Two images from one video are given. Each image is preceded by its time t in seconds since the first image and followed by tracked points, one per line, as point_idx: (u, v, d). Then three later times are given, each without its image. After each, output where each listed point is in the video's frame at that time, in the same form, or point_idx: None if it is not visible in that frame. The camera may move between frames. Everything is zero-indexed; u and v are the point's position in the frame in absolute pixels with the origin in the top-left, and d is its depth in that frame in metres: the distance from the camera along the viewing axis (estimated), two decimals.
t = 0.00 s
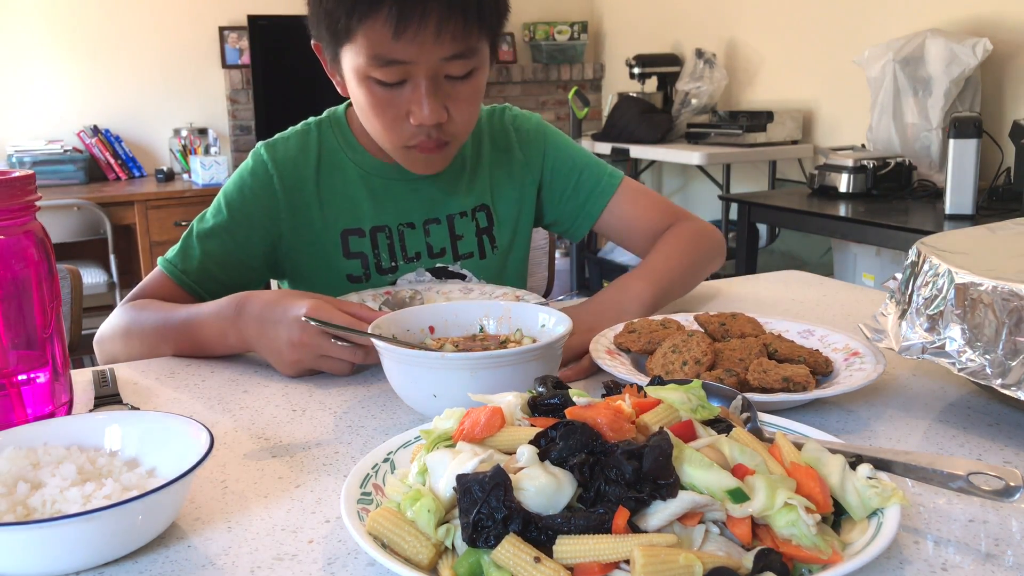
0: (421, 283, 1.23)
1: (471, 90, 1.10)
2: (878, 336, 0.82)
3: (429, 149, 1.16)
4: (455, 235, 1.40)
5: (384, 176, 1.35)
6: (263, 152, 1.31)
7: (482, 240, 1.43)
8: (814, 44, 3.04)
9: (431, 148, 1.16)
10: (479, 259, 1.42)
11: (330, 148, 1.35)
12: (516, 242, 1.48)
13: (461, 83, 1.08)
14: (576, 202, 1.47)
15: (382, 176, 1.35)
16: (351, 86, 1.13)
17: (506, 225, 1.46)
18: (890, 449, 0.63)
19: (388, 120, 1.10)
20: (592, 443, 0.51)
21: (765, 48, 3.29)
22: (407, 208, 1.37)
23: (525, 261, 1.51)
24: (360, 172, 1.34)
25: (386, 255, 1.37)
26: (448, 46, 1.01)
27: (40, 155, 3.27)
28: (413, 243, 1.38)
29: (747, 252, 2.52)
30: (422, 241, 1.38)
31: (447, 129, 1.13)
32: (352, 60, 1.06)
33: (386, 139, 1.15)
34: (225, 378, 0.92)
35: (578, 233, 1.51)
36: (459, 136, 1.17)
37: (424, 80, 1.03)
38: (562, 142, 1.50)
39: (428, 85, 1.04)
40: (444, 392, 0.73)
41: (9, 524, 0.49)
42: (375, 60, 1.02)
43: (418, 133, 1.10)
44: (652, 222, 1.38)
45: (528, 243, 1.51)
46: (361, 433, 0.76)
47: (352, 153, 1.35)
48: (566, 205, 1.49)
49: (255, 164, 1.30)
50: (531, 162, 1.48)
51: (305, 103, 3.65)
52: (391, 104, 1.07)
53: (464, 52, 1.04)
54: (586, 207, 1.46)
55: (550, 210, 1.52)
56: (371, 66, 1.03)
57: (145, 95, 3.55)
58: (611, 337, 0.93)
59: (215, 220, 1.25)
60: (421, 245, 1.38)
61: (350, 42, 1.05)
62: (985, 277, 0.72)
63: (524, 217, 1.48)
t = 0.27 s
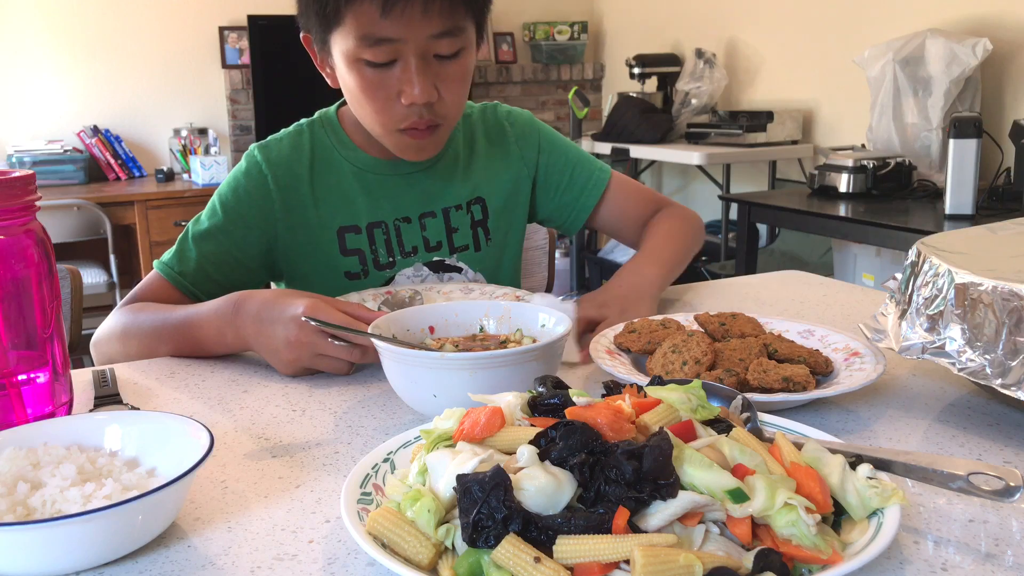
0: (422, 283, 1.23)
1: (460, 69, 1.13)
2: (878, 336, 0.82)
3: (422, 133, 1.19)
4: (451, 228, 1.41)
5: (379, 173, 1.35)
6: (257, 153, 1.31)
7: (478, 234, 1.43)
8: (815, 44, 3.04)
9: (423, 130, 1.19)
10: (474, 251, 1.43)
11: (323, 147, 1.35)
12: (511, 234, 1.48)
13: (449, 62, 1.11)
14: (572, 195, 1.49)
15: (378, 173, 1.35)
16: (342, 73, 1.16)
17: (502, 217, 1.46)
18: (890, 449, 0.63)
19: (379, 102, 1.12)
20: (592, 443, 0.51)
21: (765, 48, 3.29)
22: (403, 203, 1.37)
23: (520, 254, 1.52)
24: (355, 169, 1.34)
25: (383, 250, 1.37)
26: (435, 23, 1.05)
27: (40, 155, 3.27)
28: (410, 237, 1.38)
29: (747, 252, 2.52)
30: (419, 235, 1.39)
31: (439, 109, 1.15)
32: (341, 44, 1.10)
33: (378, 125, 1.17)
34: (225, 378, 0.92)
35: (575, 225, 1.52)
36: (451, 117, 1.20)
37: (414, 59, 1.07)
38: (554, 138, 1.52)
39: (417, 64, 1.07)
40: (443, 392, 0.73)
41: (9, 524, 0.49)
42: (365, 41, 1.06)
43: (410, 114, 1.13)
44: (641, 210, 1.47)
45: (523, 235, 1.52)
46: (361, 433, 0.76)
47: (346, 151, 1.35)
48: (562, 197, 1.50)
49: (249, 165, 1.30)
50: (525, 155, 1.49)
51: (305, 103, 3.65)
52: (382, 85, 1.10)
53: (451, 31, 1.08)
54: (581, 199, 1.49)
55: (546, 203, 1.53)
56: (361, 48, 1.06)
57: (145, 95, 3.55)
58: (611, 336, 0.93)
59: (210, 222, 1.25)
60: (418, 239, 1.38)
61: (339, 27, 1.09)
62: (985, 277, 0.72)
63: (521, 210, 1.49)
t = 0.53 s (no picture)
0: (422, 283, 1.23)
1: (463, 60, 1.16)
2: (878, 336, 0.82)
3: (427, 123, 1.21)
4: (454, 219, 1.41)
5: (383, 169, 1.36)
6: (258, 153, 1.31)
7: (482, 226, 1.44)
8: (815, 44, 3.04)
9: (428, 120, 1.21)
10: (477, 243, 1.44)
11: (325, 146, 1.35)
12: (514, 224, 1.48)
13: (454, 52, 1.14)
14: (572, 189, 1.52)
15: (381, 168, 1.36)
16: (348, 62, 1.18)
17: (504, 210, 1.47)
18: (890, 449, 0.63)
19: (385, 90, 1.15)
20: (592, 443, 0.51)
21: (765, 48, 3.29)
22: (406, 196, 1.38)
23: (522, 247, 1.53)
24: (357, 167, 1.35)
25: (389, 243, 1.38)
26: (440, 14, 1.07)
27: (41, 155, 3.27)
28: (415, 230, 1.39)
29: (747, 252, 2.52)
30: (424, 228, 1.39)
31: (444, 98, 1.18)
32: (349, 34, 1.13)
33: (383, 115, 1.20)
34: (225, 379, 0.92)
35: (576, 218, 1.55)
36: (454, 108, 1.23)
37: (420, 48, 1.10)
38: (550, 136, 1.55)
39: (423, 53, 1.10)
40: (443, 392, 0.73)
41: (9, 524, 0.49)
42: (373, 30, 1.08)
43: (415, 102, 1.16)
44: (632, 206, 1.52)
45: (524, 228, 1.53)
46: (361, 433, 0.76)
47: (347, 148, 1.35)
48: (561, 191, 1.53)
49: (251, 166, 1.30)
50: (526, 149, 1.50)
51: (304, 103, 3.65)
52: (389, 74, 1.13)
53: (456, 22, 1.10)
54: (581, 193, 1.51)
55: (547, 197, 1.54)
56: (369, 36, 1.09)
57: (145, 95, 3.55)
58: (611, 337, 0.93)
59: (214, 221, 1.25)
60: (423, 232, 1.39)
61: (346, 17, 1.12)
62: (985, 277, 0.72)
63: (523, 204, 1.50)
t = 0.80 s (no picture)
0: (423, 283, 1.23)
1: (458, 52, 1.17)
2: (878, 335, 0.82)
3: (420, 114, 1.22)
4: (449, 213, 1.41)
5: (381, 163, 1.36)
6: (259, 153, 1.32)
7: (478, 219, 1.44)
8: (815, 43, 3.03)
9: (422, 112, 1.22)
10: (473, 235, 1.43)
11: (324, 143, 1.36)
12: (509, 215, 1.48)
13: (449, 43, 1.15)
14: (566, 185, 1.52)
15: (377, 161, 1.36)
16: (345, 52, 1.20)
17: (500, 203, 1.46)
18: (890, 449, 0.63)
19: (380, 77, 1.16)
20: (592, 443, 0.51)
21: (765, 48, 3.29)
22: (403, 190, 1.38)
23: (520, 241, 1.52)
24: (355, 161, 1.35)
25: (387, 237, 1.37)
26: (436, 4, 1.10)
27: (41, 155, 3.27)
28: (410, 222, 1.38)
29: (747, 252, 2.52)
30: (420, 220, 1.39)
31: (438, 89, 1.19)
32: (347, 22, 1.15)
33: (377, 104, 1.21)
34: (225, 378, 0.92)
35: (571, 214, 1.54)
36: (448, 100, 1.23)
37: (415, 37, 1.11)
38: (544, 133, 1.55)
39: (418, 42, 1.12)
40: (443, 392, 0.73)
41: (9, 524, 0.49)
42: (371, 17, 1.10)
43: (409, 90, 1.17)
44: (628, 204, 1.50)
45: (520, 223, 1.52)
46: (361, 433, 0.76)
47: (346, 144, 1.36)
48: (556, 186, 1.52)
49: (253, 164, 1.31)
50: (519, 144, 1.50)
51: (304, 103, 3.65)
52: (383, 61, 1.14)
53: (451, 13, 1.12)
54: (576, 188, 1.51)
55: (543, 193, 1.54)
56: (367, 24, 1.11)
57: (145, 95, 3.55)
58: (611, 337, 0.93)
59: (219, 219, 1.25)
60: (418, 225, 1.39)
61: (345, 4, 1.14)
62: (985, 277, 0.72)
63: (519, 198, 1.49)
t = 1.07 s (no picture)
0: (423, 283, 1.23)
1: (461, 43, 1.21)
2: (878, 335, 0.82)
3: (423, 101, 1.23)
4: (452, 207, 1.41)
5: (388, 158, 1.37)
6: (269, 150, 1.32)
7: (479, 216, 1.44)
8: (815, 43, 3.03)
9: (424, 98, 1.23)
10: (476, 231, 1.43)
11: (332, 141, 1.36)
12: (508, 215, 1.48)
13: (452, 32, 1.19)
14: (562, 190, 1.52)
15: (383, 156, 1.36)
16: (354, 41, 1.23)
17: (500, 203, 1.47)
18: (890, 449, 0.63)
19: (386, 61, 1.18)
20: (592, 443, 0.51)
21: (765, 48, 3.29)
22: (408, 184, 1.38)
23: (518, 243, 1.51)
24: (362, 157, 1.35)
25: (394, 229, 1.37)
26: None
27: (41, 155, 3.27)
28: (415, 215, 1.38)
29: (747, 252, 2.52)
30: (425, 214, 1.39)
31: (441, 76, 1.22)
32: (356, 10, 1.19)
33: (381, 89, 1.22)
34: (226, 379, 0.92)
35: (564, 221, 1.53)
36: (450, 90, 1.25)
37: (421, 24, 1.15)
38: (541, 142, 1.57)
39: (424, 28, 1.15)
40: (443, 392, 0.73)
41: (9, 524, 0.49)
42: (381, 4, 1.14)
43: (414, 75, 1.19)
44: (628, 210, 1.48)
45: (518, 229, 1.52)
46: (361, 433, 0.76)
47: (353, 140, 1.36)
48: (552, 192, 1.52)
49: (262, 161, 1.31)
50: (518, 146, 1.51)
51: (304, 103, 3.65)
52: (389, 45, 1.17)
53: (455, 5, 1.17)
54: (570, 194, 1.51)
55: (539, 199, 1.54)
56: (376, 10, 1.15)
57: (145, 95, 3.55)
58: (611, 336, 0.93)
59: (231, 212, 1.25)
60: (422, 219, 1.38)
61: None
62: (985, 277, 0.72)
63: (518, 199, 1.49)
